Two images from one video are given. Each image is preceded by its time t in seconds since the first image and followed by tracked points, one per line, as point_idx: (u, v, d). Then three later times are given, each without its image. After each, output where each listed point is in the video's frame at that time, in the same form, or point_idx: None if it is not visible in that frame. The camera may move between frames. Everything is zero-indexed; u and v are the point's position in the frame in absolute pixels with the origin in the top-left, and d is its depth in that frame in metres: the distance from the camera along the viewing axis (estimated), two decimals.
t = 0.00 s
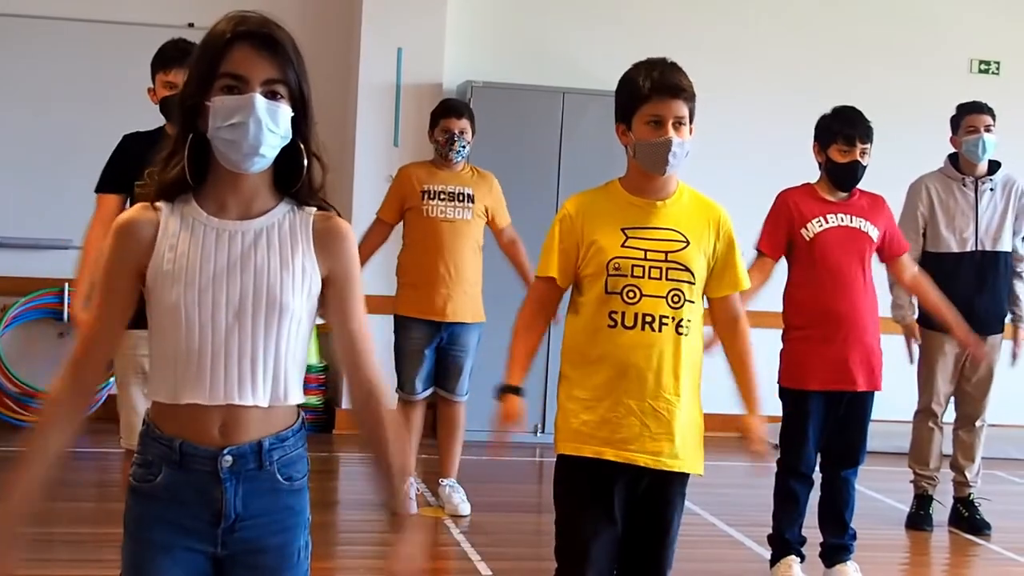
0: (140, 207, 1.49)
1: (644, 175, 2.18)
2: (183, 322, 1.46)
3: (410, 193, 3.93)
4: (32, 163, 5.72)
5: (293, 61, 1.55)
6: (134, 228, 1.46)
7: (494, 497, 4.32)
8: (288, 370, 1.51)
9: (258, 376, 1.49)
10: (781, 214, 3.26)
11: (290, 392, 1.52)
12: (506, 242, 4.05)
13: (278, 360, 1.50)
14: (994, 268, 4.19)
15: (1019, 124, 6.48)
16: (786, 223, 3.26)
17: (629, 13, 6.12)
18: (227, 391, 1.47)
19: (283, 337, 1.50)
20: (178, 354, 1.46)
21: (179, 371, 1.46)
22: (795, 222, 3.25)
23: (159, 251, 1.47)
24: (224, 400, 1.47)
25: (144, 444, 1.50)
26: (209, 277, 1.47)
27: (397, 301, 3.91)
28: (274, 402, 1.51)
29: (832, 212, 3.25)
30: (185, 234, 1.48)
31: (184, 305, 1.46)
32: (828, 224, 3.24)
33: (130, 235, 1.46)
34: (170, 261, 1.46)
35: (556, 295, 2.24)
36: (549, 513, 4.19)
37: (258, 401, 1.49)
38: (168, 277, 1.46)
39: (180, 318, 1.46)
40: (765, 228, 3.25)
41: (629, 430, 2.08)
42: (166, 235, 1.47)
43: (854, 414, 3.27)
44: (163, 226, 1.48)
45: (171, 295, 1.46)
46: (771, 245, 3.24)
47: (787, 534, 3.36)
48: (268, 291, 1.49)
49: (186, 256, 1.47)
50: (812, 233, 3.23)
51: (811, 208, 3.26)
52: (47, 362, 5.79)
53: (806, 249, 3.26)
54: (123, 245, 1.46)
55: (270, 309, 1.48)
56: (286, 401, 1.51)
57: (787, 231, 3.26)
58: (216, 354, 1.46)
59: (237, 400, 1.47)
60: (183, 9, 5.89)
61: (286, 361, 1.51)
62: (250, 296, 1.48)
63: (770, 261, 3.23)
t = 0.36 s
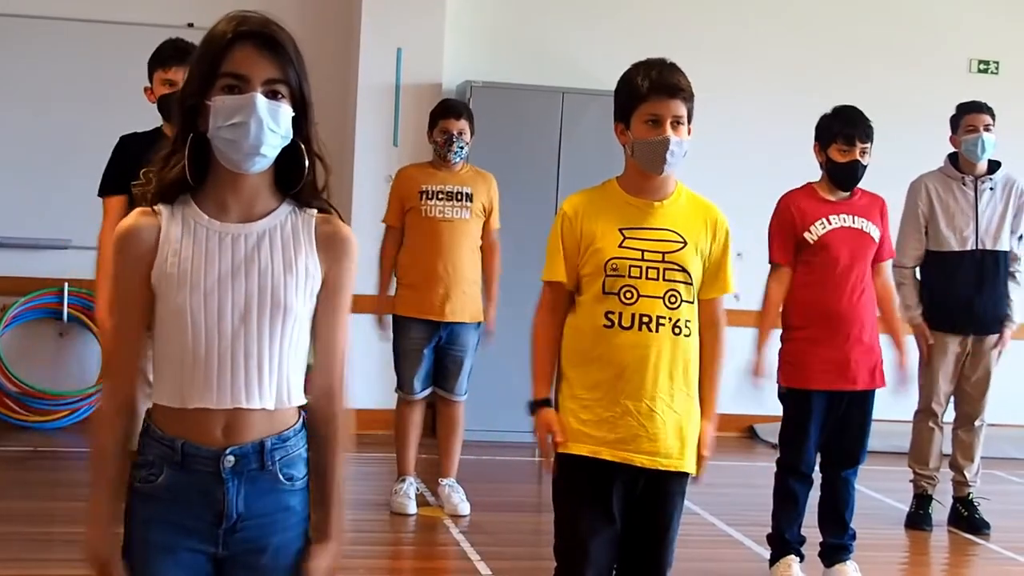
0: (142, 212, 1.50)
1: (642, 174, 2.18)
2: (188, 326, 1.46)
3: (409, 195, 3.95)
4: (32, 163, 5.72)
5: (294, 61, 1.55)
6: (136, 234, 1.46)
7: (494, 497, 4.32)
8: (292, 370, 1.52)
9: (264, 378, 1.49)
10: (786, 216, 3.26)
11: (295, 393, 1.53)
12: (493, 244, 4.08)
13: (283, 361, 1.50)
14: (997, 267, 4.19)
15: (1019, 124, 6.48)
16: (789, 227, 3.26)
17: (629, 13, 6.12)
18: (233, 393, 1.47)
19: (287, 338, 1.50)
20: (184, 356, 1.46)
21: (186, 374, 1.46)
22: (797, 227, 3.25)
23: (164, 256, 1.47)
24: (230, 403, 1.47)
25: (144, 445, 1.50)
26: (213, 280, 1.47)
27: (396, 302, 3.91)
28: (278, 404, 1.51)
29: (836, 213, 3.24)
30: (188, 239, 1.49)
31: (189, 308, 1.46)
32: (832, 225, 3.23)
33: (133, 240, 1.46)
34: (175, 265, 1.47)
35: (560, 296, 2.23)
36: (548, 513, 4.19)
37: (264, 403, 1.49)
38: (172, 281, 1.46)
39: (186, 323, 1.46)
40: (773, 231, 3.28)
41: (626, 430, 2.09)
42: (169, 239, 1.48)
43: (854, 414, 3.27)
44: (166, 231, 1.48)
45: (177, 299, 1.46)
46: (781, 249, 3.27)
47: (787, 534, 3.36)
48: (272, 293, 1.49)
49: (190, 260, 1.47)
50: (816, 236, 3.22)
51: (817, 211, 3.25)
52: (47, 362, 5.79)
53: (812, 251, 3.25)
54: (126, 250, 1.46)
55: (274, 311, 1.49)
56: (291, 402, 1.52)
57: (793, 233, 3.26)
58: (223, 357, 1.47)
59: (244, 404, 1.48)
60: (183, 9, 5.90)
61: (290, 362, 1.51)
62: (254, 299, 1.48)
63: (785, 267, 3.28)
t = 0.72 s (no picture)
0: (140, 208, 1.49)
1: (642, 174, 2.19)
2: (186, 326, 1.46)
3: (405, 194, 3.95)
4: (31, 162, 5.72)
5: (293, 59, 1.55)
6: (134, 230, 1.46)
7: (494, 496, 4.32)
8: (289, 371, 1.52)
9: (261, 379, 1.49)
10: (785, 211, 3.27)
11: (292, 394, 1.53)
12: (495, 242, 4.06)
13: (279, 363, 1.50)
14: (995, 266, 4.20)
15: (1018, 123, 6.48)
16: (789, 222, 3.26)
17: (628, 13, 6.12)
18: (230, 394, 1.47)
19: (285, 339, 1.50)
20: (181, 357, 1.46)
21: (183, 374, 1.47)
22: (798, 222, 3.26)
23: (161, 255, 1.47)
24: (227, 404, 1.47)
25: (142, 445, 1.50)
26: (212, 281, 1.47)
27: (395, 304, 3.91)
28: (276, 405, 1.51)
29: (836, 212, 3.25)
30: (188, 238, 1.48)
31: (187, 309, 1.46)
32: (832, 224, 3.24)
33: (129, 239, 1.46)
34: (174, 265, 1.47)
35: (552, 294, 2.24)
36: (548, 512, 4.19)
37: (260, 405, 1.50)
38: (171, 280, 1.46)
39: (184, 323, 1.46)
40: (769, 233, 3.27)
41: (626, 428, 2.09)
42: (169, 238, 1.47)
43: (854, 413, 3.27)
44: (165, 229, 1.48)
45: (175, 299, 1.46)
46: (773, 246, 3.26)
47: (786, 534, 3.36)
48: (270, 294, 1.49)
49: (189, 259, 1.47)
50: (815, 234, 3.24)
51: (816, 209, 3.26)
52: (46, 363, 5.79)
53: (809, 249, 3.26)
54: (123, 248, 1.45)
55: (272, 312, 1.49)
56: (290, 404, 1.52)
57: (791, 231, 3.27)
58: (220, 358, 1.47)
59: (241, 406, 1.48)
60: (182, 9, 5.90)
61: (287, 363, 1.51)
62: (252, 299, 1.48)
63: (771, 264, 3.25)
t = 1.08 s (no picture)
0: (137, 203, 1.49)
1: (641, 174, 2.19)
2: (177, 322, 1.46)
3: (404, 195, 3.96)
4: (30, 162, 5.72)
5: (293, 60, 1.55)
6: (131, 222, 1.47)
7: (493, 496, 4.32)
8: (280, 371, 1.52)
9: (252, 377, 1.50)
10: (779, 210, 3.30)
11: (283, 393, 1.53)
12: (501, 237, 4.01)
13: (269, 363, 1.51)
14: (994, 267, 4.22)
15: (1017, 123, 6.49)
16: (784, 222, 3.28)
17: (627, 13, 6.13)
18: (221, 391, 1.48)
19: (277, 338, 1.51)
20: (172, 352, 1.47)
21: (174, 371, 1.47)
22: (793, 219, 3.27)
23: (155, 250, 1.47)
24: (217, 400, 1.48)
25: (133, 444, 1.51)
26: (206, 277, 1.48)
27: (395, 305, 3.92)
28: (265, 404, 1.52)
29: (832, 208, 3.26)
30: (183, 234, 1.49)
31: (179, 304, 1.46)
32: (828, 220, 3.25)
33: (125, 231, 1.46)
34: (167, 260, 1.47)
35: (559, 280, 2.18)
36: (548, 512, 4.19)
37: (250, 404, 1.50)
38: (164, 275, 1.47)
39: (176, 318, 1.46)
40: (761, 226, 3.32)
41: (630, 422, 2.10)
42: (164, 233, 1.48)
43: (853, 413, 3.26)
44: (160, 224, 1.48)
45: (168, 294, 1.47)
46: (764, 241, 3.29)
47: (785, 534, 3.36)
48: (263, 293, 1.49)
49: (183, 255, 1.48)
50: (812, 230, 3.23)
51: (812, 206, 3.27)
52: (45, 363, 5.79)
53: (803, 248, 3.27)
54: (119, 242, 1.46)
55: (265, 312, 1.49)
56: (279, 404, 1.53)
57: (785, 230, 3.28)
58: (210, 356, 1.47)
59: (231, 402, 1.48)
60: (182, 9, 5.90)
61: (278, 363, 1.52)
62: (245, 298, 1.49)
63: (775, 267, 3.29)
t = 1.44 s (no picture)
0: (132, 206, 1.49)
1: (640, 174, 2.18)
2: (173, 320, 1.45)
3: (401, 195, 3.94)
4: (27, 162, 5.70)
5: (282, 59, 1.54)
6: (126, 226, 1.47)
7: (490, 497, 4.31)
8: (277, 368, 1.51)
9: (249, 374, 1.48)
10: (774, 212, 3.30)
11: (282, 391, 1.52)
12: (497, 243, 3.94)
13: (266, 362, 1.49)
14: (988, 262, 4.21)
15: (1016, 122, 6.48)
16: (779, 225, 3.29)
17: (625, 12, 6.11)
18: (217, 390, 1.46)
19: (273, 337, 1.49)
20: (167, 351, 1.45)
21: (169, 370, 1.45)
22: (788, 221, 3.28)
23: (150, 250, 1.47)
24: (213, 400, 1.46)
25: (131, 446, 1.49)
26: (202, 275, 1.47)
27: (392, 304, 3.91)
28: (263, 401, 1.50)
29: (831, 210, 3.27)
30: (179, 234, 1.48)
31: (175, 302, 1.45)
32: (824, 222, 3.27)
33: (122, 234, 1.46)
34: (162, 259, 1.46)
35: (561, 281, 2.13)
36: (546, 513, 4.18)
37: (249, 401, 1.49)
38: (159, 274, 1.46)
39: (171, 318, 1.45)
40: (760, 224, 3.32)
41: (632, 417, 2.07)
42: (158, 234, 1.47)
43: (851, 413, 3.26)
44: (156, 224, 1.48)
45: (163, 292, 1.45)
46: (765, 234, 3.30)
47: (784, 534, 3.35)
48: (260, 291, 1.49)
49: (179, 253, 1.47)
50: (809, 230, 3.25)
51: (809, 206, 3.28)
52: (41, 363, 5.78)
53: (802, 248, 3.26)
54: (113, 243, 1.46)
55: (262, 310, 1.48)
56: (278, 399, 1.51)
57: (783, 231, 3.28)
58: (206, 355, 1.46)
59: (227, 400, 1.47)
60: (178, 9, 5.88)
61: (276, 361, 1.50)
62: (242, 295, 1.48)
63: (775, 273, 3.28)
